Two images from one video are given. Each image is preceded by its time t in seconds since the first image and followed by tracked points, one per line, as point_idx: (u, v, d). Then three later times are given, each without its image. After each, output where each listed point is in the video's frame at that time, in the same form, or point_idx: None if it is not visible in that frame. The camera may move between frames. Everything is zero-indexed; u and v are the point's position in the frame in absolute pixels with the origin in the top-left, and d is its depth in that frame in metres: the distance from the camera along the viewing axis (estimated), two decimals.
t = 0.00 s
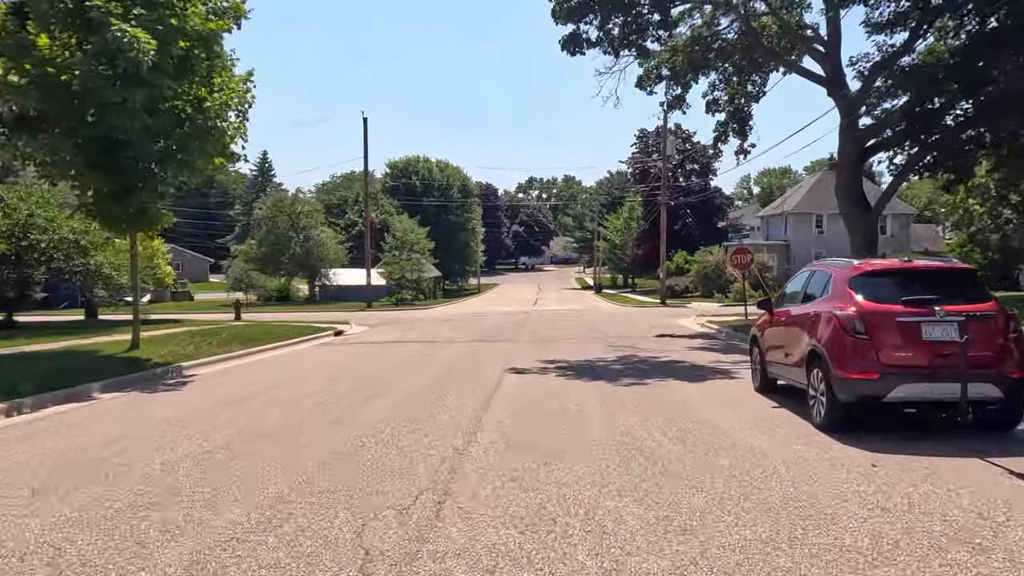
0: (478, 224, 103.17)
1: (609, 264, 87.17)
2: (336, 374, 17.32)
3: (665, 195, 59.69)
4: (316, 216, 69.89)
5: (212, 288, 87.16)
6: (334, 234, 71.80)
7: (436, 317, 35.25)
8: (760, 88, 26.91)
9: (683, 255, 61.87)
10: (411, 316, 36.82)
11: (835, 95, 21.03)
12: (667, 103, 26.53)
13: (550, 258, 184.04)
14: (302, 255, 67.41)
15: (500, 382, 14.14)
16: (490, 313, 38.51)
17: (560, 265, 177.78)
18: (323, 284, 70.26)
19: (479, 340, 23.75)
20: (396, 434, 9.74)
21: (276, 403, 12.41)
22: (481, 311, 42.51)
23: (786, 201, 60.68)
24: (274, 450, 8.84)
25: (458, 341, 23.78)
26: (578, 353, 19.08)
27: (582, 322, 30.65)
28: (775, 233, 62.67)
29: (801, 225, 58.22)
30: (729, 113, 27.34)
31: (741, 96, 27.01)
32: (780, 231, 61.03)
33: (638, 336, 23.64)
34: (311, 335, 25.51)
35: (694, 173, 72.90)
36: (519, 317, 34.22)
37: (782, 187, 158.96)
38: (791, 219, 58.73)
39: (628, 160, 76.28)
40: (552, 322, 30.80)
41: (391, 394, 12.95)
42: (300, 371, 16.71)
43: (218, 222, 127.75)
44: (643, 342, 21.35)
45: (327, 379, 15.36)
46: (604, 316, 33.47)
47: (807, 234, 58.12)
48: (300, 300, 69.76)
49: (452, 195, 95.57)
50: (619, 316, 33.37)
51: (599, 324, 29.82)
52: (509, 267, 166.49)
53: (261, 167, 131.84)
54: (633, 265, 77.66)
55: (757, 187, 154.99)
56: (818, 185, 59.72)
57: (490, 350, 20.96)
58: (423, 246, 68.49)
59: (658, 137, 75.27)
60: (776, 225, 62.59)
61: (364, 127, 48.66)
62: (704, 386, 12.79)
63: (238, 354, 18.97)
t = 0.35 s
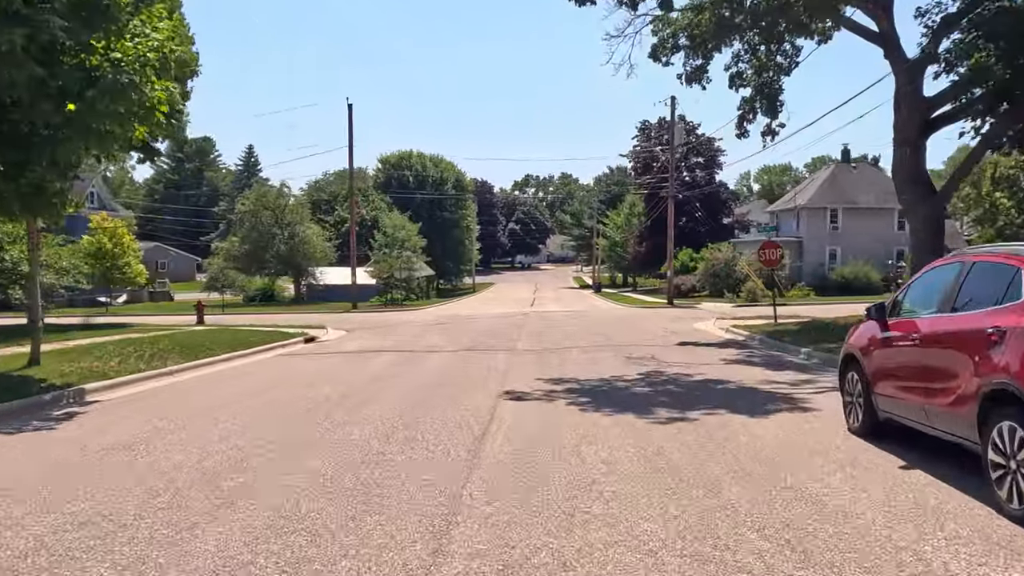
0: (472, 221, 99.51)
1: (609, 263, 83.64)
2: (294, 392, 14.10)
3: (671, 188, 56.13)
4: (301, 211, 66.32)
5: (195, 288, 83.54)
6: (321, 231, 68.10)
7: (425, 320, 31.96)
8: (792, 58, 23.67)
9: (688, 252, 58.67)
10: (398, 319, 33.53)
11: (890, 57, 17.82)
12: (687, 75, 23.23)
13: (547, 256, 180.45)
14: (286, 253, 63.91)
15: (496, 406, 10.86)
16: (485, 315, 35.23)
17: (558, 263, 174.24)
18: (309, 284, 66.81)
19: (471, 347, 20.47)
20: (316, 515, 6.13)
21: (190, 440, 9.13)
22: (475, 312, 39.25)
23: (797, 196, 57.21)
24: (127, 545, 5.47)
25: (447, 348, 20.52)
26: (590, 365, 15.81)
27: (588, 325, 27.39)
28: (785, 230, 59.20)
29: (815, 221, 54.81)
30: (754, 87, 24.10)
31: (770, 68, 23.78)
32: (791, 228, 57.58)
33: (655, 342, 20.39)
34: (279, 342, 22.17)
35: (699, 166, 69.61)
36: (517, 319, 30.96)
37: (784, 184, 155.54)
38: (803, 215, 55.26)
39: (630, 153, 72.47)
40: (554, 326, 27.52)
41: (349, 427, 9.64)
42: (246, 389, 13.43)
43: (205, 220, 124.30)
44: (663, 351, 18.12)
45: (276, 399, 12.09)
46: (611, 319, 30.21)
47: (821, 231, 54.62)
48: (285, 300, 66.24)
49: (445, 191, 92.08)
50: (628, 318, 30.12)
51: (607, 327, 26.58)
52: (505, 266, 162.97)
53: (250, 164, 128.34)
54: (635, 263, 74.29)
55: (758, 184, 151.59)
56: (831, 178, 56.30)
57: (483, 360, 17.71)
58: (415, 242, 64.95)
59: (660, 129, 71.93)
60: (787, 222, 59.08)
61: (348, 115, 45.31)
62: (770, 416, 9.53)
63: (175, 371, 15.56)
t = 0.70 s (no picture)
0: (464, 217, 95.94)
1: (606, 261, 80.27)
2: (224, 417, 10.79)
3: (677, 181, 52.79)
4: (282, 206, 62.80)
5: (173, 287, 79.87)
6: (303, 227, 64.60)
7: (408, 325, 28.64)
8: (832, 21, 20.33)
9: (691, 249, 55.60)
10: (379, 323, 30.22)
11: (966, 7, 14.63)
12: (707, 39, 20.14)
13: (541, 255, 177.04)
14: (266, 250, 60.41)
15: (482, 455, 7.62)
16: (475, 317, 31.94)
17: (552, 263, 170.92)
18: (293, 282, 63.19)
19: (456, 358, 17.20)
20: None
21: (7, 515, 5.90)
22: (465, 314, 36.00)
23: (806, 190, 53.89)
24: None
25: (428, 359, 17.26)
26: (603, 383, 12.57)
27: (590, 329, 24.12)
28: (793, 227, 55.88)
29: (826, 216, 51.54)
30: (785, 55, 20.78)
31: (806, 33, 20.45)
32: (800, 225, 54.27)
33: (675, 351, 17.14)
34: (231, 352, 18.80)
35: (701, 159, 66.42)
36: (510, 323, 27.70)
37: (782, 181, 152.32)
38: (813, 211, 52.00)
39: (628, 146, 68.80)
40: (553, 330, 24.22)
41: (262, 492, 6.42)
42: (155, 418, 10.16)
43: (189, 218, 120.80)
44: (688, 363, 14.89)
45: (182, 436, 8.82)
46: (617, 322, 26.95)
47: (833, 227, 51.37)
48: (266, 301, 62.94)
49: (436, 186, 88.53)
50: (635, 322, 26.86)
51: (613, 332, 23.32)
52: (499, 265, 159.63)
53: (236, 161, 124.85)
54: (633, 262, 70.94)
55: (756, 181, 148.34)
56: (842, 171, 53.03)
57: (470, 373, 14.44)
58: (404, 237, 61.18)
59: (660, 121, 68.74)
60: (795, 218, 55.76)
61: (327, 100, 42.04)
62: (894, 481, 6.35)
63: (76, 394, 12.22)
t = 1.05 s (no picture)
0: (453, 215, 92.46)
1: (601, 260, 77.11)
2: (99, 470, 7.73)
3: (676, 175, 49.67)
4: (260, 202, 59.39)
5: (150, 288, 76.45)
6: (281, 225, 61.23)
7: (383, 329, 25.52)
8: None
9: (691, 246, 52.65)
10: (352, 327, 27.04)
11: None
12: None
13: (533, 255, 173.71)
14: (242, 248, 57.02)
15: (448, 571, 4.60)
16: (460, 321, 28.84)
17: (544, 262, 167.66)
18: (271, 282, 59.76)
19: (430, 374, 14.07)
20: None
21: None
22: (450, 317, 32.92)
23: (813, 184, 50.92)
24: None
25: (395, 375, 14.14)
26: (618, 414, 9.49)
27: (591, 335, 21.08)
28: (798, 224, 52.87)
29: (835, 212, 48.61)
30: (818, 16, 17.70)
31: None
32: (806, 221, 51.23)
33: (699, 365, 14.09)
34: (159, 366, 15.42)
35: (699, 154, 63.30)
36: (498, 327, 24.60)
37: (779, 178, 149.33)
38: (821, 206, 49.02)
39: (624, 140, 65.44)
40: (548, 336, 21.13)
41: None
42: None
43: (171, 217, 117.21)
44: (720, 383, 11.84)
45: None
46: (618, 325, 23.94)
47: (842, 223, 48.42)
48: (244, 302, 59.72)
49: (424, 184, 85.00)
50: (640, 326, 23.77)
51: (615, 336, 20.27)
52: (490, 264, 156.29)
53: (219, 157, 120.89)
54: (629, 261, 67.78)
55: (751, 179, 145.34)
56: (852, 164, 50.11)
57: (443, 396, 11.37)
58: (388, 234, 57.84)
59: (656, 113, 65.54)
60: (800, 215, 52.77)
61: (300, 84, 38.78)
62: None
63: None
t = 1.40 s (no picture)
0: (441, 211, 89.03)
1: (593, 258, 74.21)
2: None
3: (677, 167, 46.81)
4: (235, 198, 56.12)
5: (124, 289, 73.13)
6: (258, 222, 58.04)
7: (354, 335, 22.64)
8: None
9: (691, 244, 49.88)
10: (320, 333, 24.15)
11: None
12: None
13: (523, 255, 170.71)
14: (215, 247, 53.84)
15: None
16: (442, 325, 25.98)
17: (534, 262, 164.70)
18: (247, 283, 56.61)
19: (393, 398, 11.20)
20: None
21: None
22: (433, 320, 30.07)
23: (818, 179, 48.30)
24: None
25: (350, 398, 11.28)
26: (645, 468, 6.66)
27: (590, 342, 18.28)
28: (802, 221, 50.20)
29: (842, 208, 45.95)
30: None
31: None
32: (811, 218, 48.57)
33: (730, 386, 11.30)
34: (53, 388, 12.25)
35: (696, 148, 60.39)
36: (484, 333, 21.77)
37: (772, 177, 146.82)
38: (827, 201, 46.40)
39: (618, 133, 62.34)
40: (540, 343, 18.32)
41: None
42: None
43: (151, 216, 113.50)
44: (767, 414, 9.04)
45: None
46: (619, 331, 21.14)
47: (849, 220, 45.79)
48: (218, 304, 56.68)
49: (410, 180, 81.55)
50: (644, 331, 20.99)
51: (618, 344, 17.47)
52: (480, 265, 153.34)
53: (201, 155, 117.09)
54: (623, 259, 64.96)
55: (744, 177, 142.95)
56: (859, 157, 47.55)
57: (403, 434, 8.52)
58: (370, 232, 54.74)
59: (652, 105, 62.46)
60: (803, 211, 50.15)
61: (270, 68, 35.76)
62: None
63: None
